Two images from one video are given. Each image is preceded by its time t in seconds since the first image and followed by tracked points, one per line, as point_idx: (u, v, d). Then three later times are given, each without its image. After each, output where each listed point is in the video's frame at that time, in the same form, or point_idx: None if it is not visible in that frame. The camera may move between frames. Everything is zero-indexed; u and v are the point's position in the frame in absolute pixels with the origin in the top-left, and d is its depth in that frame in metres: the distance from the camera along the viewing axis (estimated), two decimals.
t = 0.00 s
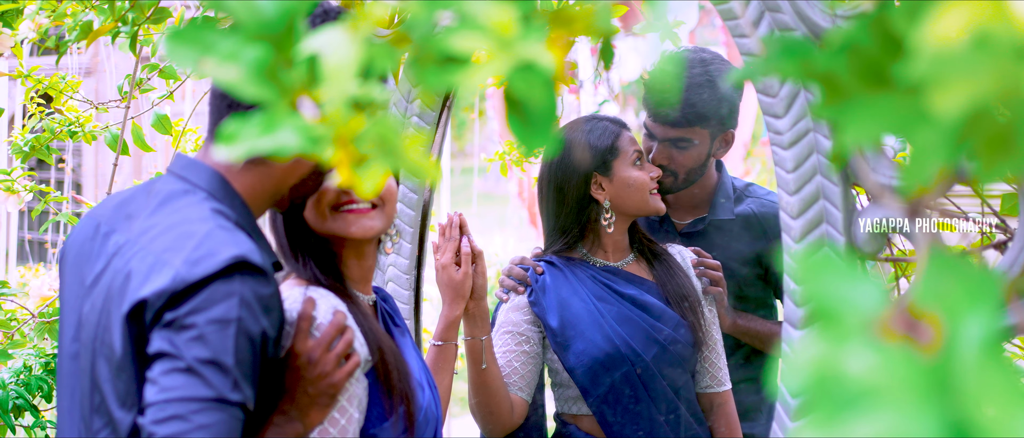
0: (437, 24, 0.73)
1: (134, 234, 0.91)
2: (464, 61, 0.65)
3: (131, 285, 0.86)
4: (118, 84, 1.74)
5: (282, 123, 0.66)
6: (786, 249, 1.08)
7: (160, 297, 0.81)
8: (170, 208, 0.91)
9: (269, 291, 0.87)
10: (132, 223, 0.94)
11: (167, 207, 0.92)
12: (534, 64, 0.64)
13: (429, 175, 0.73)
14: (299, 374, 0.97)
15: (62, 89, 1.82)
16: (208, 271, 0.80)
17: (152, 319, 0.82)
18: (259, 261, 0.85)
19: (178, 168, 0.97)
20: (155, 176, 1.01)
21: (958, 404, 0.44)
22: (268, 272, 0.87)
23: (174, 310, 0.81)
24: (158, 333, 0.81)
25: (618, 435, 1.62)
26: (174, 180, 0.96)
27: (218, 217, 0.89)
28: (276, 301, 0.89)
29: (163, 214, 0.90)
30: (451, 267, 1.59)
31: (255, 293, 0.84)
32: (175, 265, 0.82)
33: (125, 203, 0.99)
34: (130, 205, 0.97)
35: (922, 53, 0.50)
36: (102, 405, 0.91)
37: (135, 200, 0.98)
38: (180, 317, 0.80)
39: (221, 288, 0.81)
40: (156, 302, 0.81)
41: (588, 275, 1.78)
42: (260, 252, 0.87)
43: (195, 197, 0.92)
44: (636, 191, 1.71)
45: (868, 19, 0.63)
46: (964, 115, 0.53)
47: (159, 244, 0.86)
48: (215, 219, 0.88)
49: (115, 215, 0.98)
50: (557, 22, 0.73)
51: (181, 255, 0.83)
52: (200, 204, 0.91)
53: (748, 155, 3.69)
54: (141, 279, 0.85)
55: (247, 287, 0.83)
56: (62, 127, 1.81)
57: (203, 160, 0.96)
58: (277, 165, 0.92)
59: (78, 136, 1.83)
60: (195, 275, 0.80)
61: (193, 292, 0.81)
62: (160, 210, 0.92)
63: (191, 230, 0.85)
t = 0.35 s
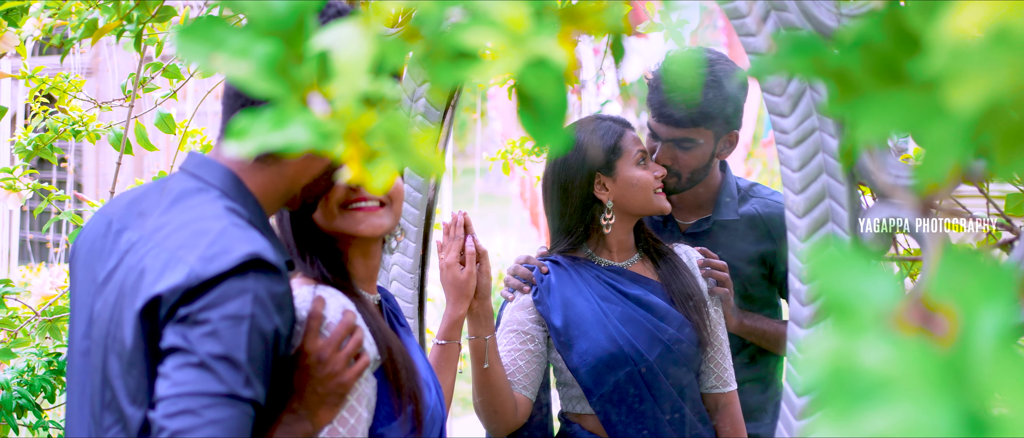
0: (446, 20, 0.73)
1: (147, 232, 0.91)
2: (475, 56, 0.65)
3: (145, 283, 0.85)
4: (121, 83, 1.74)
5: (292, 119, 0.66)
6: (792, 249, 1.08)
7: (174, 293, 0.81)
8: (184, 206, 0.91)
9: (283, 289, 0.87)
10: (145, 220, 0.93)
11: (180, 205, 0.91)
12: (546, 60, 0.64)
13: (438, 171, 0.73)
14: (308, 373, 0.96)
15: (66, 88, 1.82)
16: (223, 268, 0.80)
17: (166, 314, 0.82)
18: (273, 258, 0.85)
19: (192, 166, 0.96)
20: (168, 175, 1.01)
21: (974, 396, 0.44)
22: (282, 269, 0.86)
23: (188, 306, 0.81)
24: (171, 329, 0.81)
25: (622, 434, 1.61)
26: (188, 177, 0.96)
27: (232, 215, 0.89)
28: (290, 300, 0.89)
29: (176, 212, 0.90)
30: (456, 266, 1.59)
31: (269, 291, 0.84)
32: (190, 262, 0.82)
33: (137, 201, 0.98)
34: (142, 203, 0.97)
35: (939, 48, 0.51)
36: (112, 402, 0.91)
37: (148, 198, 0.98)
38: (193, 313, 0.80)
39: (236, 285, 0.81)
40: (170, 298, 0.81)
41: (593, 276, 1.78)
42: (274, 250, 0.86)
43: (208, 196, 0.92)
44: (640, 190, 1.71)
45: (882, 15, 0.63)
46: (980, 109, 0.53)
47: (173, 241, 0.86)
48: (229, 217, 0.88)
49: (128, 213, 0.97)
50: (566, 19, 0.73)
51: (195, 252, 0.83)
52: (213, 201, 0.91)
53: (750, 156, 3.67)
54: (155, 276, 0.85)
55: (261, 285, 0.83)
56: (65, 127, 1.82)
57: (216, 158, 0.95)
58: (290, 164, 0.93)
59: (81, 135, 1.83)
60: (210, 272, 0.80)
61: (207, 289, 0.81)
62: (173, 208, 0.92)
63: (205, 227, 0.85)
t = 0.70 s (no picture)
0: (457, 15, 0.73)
1: (159, 229, 0.91)
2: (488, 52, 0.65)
3: (157, 279, 0.85)
4: (125, 82, 1.74)
5: (304, 115, 0.66)
6: (799, 248, 1.08)
7: (186, 289, 0.81)
8: (196, 204, 0.91)
9: (295, 287, 0.86)
10: (157, 218, 0.93)
11: (192, 202, 0.91)
12: (559, 55, 0.64)
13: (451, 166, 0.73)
14: (317, 373, 0.96)
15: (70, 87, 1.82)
16: (235, 265, 0.80)
17: (178, 311, 0.82)
18: (285, 256, 0.84)
19: (204, 165, 0.96)
20: (180, 173, 1.00)
21: (994, 387, 0.44)
22: (293, 267, 0.86)
23: (199, 302, 0.81)
24: (183, 326, 0.81)
25: (627, 434, 1.61)
26: (200, 176, 0.96)
27: (244, 213, 0.88)
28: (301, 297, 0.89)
29: (188, 210, 0.90)
30: (461, 266, 1.58)
31: (281, 288, 0.84)
32: (202, 259, 0.82)
33: (148, 199, 0.98)
34: (153, 201, 0.97)
35: (958, 41, 0.53)
36: (121, 398, 0.91)
37: (159, 196, 0.98)
38: (206, 309, 0.80)
39: (249, 283, 0.81)
40: (182, 295, 0.81)
41: (598, 275, 1.78)
42: (285, 248, 0.86)
43: (221, 194, 0.91)
44: (644, 190, 1.70)
45: (894, 10, 0.63)
46: (996, 103, 0.53)
47: (185, 238, 0.86)
48: (241, 214, 0.88)
49: (139, 210, 0.97)
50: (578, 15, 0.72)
51: (207, 249, 0.83)
52: (225, 199, 0.91)
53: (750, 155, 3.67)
54: (167, 273, 0.85)
55: (273, 282, 0.83)
56: (69, 126, 1.82)
57: (228, 157, 0.95)
58: (302, 164, 0.92)
59: (84, 134, 1.83)
60: (222, 268, 0.80)
61: (219, 286, 0.80)
62: (184, 206, 0.92)
63: (217, 224, 0.85)
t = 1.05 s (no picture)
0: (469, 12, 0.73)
1: (169, 226, 0.90)
2: (500, 47, 0.65)
3: (167, 276, 0.85)
4: (129, 81, 1.73)
5: (315, 109, 0.66)
6: (805, 247, 1.07)
7: (197, 285, 0.81)
8: (207, 201, 0.91)
9: (306, 285, 0.86)
10: (168, 215, 0.93)
11: (203, 200, 0.91)
12: (572, 50, 0.64)
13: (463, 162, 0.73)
14: (326, 372, 0.95)
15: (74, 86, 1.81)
16: (246, 262, 0.80)
17: (188, 307, 0.82)
18: (296, 253, 0.84)
19: (215, 162, 0.96)
20: (191, 171, 1.00)
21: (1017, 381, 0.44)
22: (305, 264, 0.86)
23: (210, 298, 0.80)
24: (194, 322, 0.80)
25: (632, 433, 1.61)
26: (211, 173, 0.95)
27: (255, 211, 0.88)
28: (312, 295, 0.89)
29: (199, 207, 0.90)
30: (466, 265, 1.59)
31: (293, 286, 0.84)
32: (213, 255, 0.82)
33: (159, 196, 0.98)
34: (164, 198, 0.97)
35: (973, 34, 0.53)
36: (130, 395, 0.91)
37: (170, 193, 0.97)
38: (216, 305, 0.80)
39: (260, 280, 0.81)
40: (193, 291, 0.81)
41: (604, 274, 1.78)
42: (296, 245, 0.86)
43: (232, 192, 0.91)
44: (648, 188, 1.70)
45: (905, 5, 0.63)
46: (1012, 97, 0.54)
47: (196, 235, 0.86)
48: (253, 212, 0.88)
49: (149, 208, 0.97)
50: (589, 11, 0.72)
51: (219, 246, 0.83)
52: (236, 196, 0.91)
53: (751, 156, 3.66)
54: (178, 269, 0.84)
55: (285, 279, 0.83)
56: (72, 124, 1.82)
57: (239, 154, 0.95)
58: (314, 164, 0.92)
59: (88, 133, 1.82)
60: (233, 265, 0.80)
61: (231, 283, 0.80)
62: (195, 203, 0.92)
63: (229, 221, 0.85)
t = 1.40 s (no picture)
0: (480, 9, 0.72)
1: (180, 223, 0.90)
2: (511, 42, 0.65)
3: (178, 273, 0.85)
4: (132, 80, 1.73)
5: (325, 105, 0.65)
6: (810, 246, 1.06)
7: (208, 281, 0.81)
8: (218, 199, 0.91)
9: (317, 283, 0.86)
10: (178, 212, 0.93)
11: (214, 198, 0.91)
12: (584, 44, 0.64)
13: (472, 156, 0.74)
14: (334, 371, 0.95)
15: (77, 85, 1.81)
16: (257, 259, 0.80)
17: (199, 304, 0.82)
18: (307, 251, 0.84)
19: (226, 161, 0.96)
20: (202, 169, 1.00)
21: None
22: (315, 262, 0.86)
23: (221, 295, 0.80)
24: (205, 320, 0.80)
25: (637, 432, 1.61)
26: (222, 172, 0.95)
27: (266, 208, 0.88)
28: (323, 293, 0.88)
29: (210, 205, 0.90)
30: (470, 264, 1.59)
31: (304, 284, 0.84)
32: (224, 252, 0.82)
33: (169, 194, 0.98)
34: (174, 196, 0.96)
35: (985, 30, 0.54)
36: (139, 393, 0.90)
37: (181, 191, 0.97)
38: (227, 302, 0.80)
39: (271, 278, 0.80)
40: (204, 288, 0.81)
41: (609, 273, 1.78)
42: (307, 243, 0.86)
43: (242, 190, 0.91)
44: (653, 187, 1.70)
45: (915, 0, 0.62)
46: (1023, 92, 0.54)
47: (207, 233, 0.86)
48: (264, 210, 0.87)
49: (160, 205, 0.96)
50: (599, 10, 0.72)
51: (230, 243, 0.82)
52: (246, 195, 0.91)
53: (752, 156, 3.64)
54: (189, 267, 0.84)
55: (296, 277, 0.82)
56: (75, 122, 1.83)
57: (250, 153, 0.95)
58: (326, 165, 0.92)
59: (91, 131, 1.85)
60: (244, 262, 0.80)
61: (242, 280, 0.80)
62: (206, 200, 0.91)
63: (239, 219, 0.85)
